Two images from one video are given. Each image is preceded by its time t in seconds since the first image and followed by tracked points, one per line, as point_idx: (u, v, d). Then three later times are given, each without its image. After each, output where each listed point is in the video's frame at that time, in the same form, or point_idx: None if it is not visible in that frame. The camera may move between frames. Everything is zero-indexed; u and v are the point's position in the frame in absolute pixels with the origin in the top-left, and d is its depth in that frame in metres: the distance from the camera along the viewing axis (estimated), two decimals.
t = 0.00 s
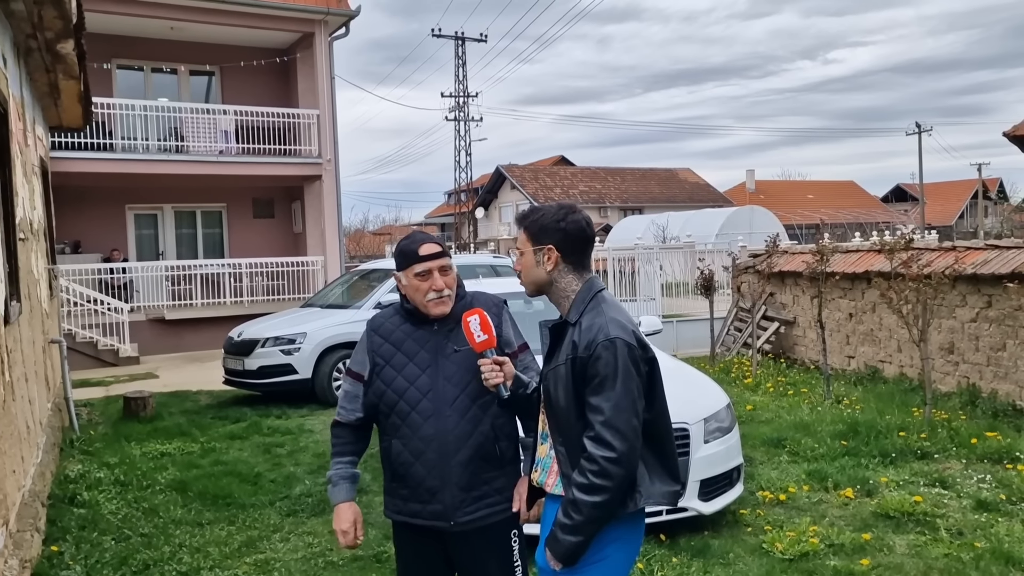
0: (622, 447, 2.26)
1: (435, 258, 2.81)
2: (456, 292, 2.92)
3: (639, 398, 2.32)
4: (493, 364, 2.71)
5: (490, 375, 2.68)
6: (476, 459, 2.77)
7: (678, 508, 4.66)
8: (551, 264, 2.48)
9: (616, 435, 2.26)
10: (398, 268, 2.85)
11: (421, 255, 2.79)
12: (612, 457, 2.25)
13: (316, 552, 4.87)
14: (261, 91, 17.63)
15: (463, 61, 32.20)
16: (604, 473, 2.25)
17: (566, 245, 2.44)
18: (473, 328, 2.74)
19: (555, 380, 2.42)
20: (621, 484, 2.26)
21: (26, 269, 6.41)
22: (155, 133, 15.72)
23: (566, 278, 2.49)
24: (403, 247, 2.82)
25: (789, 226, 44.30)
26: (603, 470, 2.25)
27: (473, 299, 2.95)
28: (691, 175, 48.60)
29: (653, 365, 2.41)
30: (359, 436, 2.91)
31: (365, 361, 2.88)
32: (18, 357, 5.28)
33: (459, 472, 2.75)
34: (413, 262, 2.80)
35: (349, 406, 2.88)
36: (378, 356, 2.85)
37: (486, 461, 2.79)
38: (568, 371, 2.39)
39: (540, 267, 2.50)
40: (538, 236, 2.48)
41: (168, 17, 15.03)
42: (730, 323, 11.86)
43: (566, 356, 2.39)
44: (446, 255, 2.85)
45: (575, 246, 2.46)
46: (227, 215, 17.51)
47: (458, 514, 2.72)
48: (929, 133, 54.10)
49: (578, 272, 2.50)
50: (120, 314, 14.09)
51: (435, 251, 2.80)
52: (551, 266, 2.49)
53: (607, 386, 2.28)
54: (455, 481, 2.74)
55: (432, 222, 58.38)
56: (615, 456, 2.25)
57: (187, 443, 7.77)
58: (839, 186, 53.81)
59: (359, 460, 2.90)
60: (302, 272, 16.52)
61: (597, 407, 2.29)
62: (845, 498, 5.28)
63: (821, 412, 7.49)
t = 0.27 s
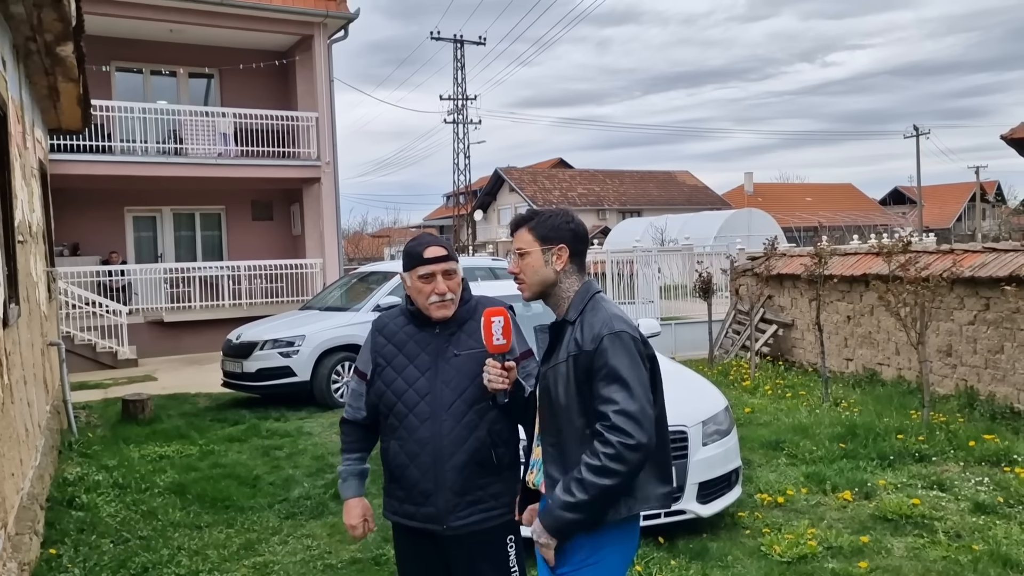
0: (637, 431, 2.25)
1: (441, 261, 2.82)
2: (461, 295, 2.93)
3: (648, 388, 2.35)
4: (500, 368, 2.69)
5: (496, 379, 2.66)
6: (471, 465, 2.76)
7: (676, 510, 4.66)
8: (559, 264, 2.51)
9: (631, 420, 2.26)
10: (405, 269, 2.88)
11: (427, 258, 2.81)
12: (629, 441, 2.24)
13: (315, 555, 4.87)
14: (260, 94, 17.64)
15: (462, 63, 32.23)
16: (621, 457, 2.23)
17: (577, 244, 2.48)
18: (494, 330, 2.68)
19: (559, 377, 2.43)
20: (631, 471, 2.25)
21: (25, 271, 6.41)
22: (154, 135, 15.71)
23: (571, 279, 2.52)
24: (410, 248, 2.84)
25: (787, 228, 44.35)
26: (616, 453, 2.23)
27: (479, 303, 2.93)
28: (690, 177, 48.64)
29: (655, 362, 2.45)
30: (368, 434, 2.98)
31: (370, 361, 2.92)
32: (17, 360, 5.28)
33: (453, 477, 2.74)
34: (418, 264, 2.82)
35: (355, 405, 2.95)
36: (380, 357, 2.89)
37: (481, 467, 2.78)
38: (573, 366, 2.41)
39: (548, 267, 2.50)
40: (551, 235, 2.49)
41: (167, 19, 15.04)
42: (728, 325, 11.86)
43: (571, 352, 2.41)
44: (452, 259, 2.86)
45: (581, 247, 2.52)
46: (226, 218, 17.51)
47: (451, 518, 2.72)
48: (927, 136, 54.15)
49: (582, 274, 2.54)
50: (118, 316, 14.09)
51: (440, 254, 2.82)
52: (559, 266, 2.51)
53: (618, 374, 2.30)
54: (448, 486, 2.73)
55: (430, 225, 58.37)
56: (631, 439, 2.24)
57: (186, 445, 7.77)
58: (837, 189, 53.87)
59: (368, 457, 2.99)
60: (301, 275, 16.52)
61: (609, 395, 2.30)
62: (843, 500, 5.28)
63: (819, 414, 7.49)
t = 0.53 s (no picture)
0: (647, 415, 2.29)
1: (439, 261, 2.82)
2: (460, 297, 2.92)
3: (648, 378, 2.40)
4: (489, 372, 2.64)
5: (486, 383, 2.62)
6: (465, 468, 2.75)
7: (672, 512, 4.65)
8: (553, 265, 2.51)
9: (637, 406, 2.29)
10: (405, 270, 2.88)
11: (425, 258, 2.80)
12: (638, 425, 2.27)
13: (311, 557, 4.86)
14: (256, 96, 17.63)
15: (459, 65, 32.24)
16: (630, 440, 2.26)
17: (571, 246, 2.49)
18: (482, 333, 2.67)
19: (560, 374, 2.45)
20: (636, 454, 2.28)
21: (19, 274, 6.39)
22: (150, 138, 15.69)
23: (563, 281, 2.53)
24: (410, 249, 2.83)
25: (784, 230, 44.41)
26: (626, 433, 2.26)
27: (479, 304, 2.92)
28: (686, 179, 48.69)
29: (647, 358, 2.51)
30: (370, 434, 2.97)
31: (368, 360, 2.92)
32: (11, 363, 5.27)
33: (447, 479, 2.74)
34: (417, 264, 2.82)
35: (355, 404, 2.94)
36: (379, 357, 2.88)
37: (476, 470, 2.77)
38: (573, 363, 2.42)
39: (541, 268, 2.50)
40: (544, 236, 2.49)
41: (163, 22, 15.03)
42: (725, 327, 11.86)
43: (570, 349, 2.43)
44: (451, 260, 2.85)
45: (573, 249, 2.53)
46: (222, 220, 17.48)
47: (445, 520, 2.72)
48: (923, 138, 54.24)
49: (573, 274, 2.55)
50: (114, 319, 14.06)
51: (439, 255, 2.81)
52: (553, 267, 2.52)
53: (622, 364, 2.34)
54: (442, 488, 2.73)
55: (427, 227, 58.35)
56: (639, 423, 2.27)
57: (182, 448, 7.75)
58: (834, 190, 53.95)
59: (371, 456, 2.98)
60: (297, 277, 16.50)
61: (613, 385, 2.32)
62: (839, 502, 5.28)
63: (815, 416, 7.50)
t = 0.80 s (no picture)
0: (652, 409, 2.31)
1: (437, 262, 2.81)
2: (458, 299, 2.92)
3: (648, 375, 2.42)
4: (483, 374, 2.61)
5: (479, 385, 2.59)
6: (466, 470, 2.74)
7: (669, 514, 4.65)
8: (547, 268, 2.51)
9: (643, 399, 2.30)
10: (403, 271, 2.87)
11: (423, 260, 2.80)
12: (644, 417, 2.29)
13: (308, 559, 4.84)
14: (254, 98, 17.62)
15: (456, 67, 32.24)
16: (636, 431, 2.27)
17: (565, 248, 2.49)
18: (474, 334, 2.66)
19: (560, 372, 2.44)
20: (641, 446, 2.29)
21: (15, 276, 6.37)
22: (146, 139, 15.67)
23: (557, 284, 2.53)
24: (408, 250, 2.83)
25: (781, 232, 44.45)
26: (635, 424, 2.27)
27: (477, 306, 2.92)
28: (684, 181, 48.73)
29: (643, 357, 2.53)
30: (367, 436, 2.96)
31: (367, 363, 2.91)
32: (6, 364, 5.24)
33: (448, 482, 2.73)
34: (415, 266, 2.81)
35: (351, 407, 2.93)
36: (377, 359, 2.87)
37: (476, 473, 2.76)
38: (573, 361, 2.42)
39: (535, 270, 2.50)
40: (538, 239, 2.49)
41: (160, 23, 15.01)
42: (722, 328, 11.87)
43: (570, 348, 2.43)
44: (449, 261, 2.85)
45: (567, 252, 2.54)
46: (219, 221, 17.46)
47: (446, 523, 2.71)
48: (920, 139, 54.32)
49: (566, 277, 2.55)
50: (111, 321, 14.03)
51: (438, 256, 2.80)
52: (547, 269, 2.51)
53: (625, 359, 2.36)
54: (443, 491, 2.72)
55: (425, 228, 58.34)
56: (646, 415, 2.29)
57: (178, 450, 7.74)
58: (831, 192, 54.00)
59: (366, 459, 2.96)
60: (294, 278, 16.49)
61: (617, 380, 2.33)
62: (837, 503, 5.28)
63: (812, 417, 7.50)
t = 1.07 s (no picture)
0: (653, 404, 2.32)
1: (433, 258, 2.82)
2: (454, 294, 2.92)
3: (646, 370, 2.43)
4: (480, 371, 2.62)
5: (475, 382, 2.60)
6: (468, 467, 2.74)
7: (667, 510, 4.65)
8: (543, 263, 2.51)
9: (644, 394, 2.31)
10: (398, 268, 2.87)
11: (418, 256, 2.81)
12: (645, 411, 2.30)
13: (306, 557, 4.85)
14: (250, 96, 17.59)
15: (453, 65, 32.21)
16: (638, 426, 2.28)
17: (561, 244, 2.49)
18: (470, 331, 2.66)
19: (559, 368, 2.45)
20: (642, 440, 2.30)
21: (11, 275, 6.36)
22: (142, 138, 15.64)
23: (554, 279, 2.53)
24: (402, 247, 2.83)
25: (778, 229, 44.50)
26: (637, 419, 2.27)
27: (473, 302, 2.92)
28: (681, 179, 48.75)
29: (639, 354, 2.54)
30: (365, 435, 2.98)
31: (365, 362, 2.90)
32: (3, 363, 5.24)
33: (450, 478, 2.73)
34: (410, 262, 2.82)
35: (350, 405, 2.94)
36: (375, 358, 2.87)
37: (478, 469, 2.76)
38: (572, 358, 2.43)
39: (531, 266, 2.50)
40: (534, 235, 2.49)
41: (155, 21, 14.98)
42: (719, 326, 11.89)
43: (569, 344, 2.43)
44: (444, 257, 2.85)
45: (563, 248, 2.54)
46: (215, 220, 17.44)
47: (449, 520, 2.71)
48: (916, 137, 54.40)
49: (563, 273, 2.55)
50: (107, 320, 14.01)
51: (433, 252, 2.81)
52: (543, 266, 2.51)
53: (624, 354, 2.36)
54: (446, 487, 2.72)
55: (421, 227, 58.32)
56: (646, 409, 2.30)
57: (176, 448, 7.73)
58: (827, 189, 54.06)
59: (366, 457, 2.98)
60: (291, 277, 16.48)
61: (618, 375, 2.34)
62: (834, 499, 5.29)
63: (809, 414, 7.52)
